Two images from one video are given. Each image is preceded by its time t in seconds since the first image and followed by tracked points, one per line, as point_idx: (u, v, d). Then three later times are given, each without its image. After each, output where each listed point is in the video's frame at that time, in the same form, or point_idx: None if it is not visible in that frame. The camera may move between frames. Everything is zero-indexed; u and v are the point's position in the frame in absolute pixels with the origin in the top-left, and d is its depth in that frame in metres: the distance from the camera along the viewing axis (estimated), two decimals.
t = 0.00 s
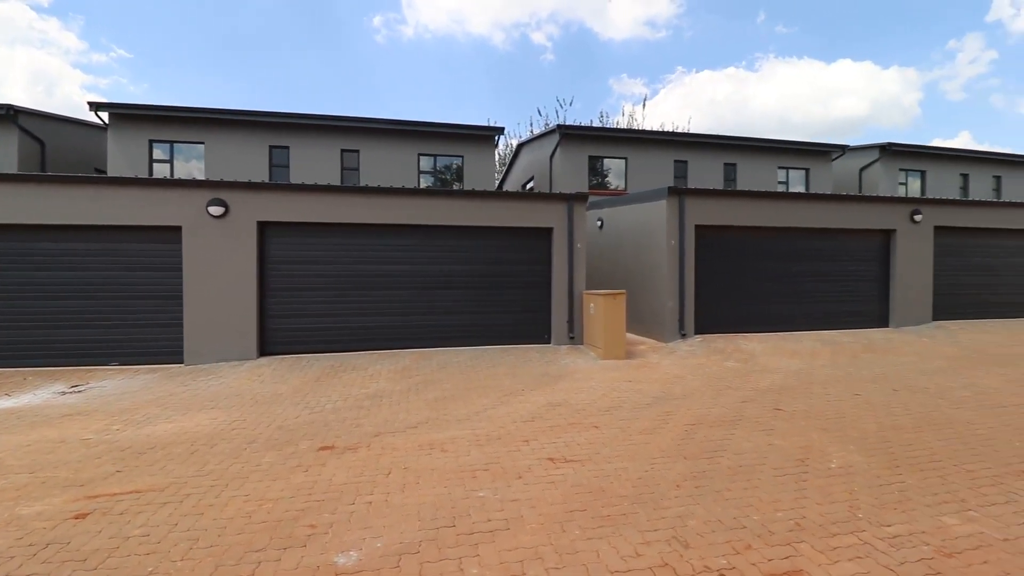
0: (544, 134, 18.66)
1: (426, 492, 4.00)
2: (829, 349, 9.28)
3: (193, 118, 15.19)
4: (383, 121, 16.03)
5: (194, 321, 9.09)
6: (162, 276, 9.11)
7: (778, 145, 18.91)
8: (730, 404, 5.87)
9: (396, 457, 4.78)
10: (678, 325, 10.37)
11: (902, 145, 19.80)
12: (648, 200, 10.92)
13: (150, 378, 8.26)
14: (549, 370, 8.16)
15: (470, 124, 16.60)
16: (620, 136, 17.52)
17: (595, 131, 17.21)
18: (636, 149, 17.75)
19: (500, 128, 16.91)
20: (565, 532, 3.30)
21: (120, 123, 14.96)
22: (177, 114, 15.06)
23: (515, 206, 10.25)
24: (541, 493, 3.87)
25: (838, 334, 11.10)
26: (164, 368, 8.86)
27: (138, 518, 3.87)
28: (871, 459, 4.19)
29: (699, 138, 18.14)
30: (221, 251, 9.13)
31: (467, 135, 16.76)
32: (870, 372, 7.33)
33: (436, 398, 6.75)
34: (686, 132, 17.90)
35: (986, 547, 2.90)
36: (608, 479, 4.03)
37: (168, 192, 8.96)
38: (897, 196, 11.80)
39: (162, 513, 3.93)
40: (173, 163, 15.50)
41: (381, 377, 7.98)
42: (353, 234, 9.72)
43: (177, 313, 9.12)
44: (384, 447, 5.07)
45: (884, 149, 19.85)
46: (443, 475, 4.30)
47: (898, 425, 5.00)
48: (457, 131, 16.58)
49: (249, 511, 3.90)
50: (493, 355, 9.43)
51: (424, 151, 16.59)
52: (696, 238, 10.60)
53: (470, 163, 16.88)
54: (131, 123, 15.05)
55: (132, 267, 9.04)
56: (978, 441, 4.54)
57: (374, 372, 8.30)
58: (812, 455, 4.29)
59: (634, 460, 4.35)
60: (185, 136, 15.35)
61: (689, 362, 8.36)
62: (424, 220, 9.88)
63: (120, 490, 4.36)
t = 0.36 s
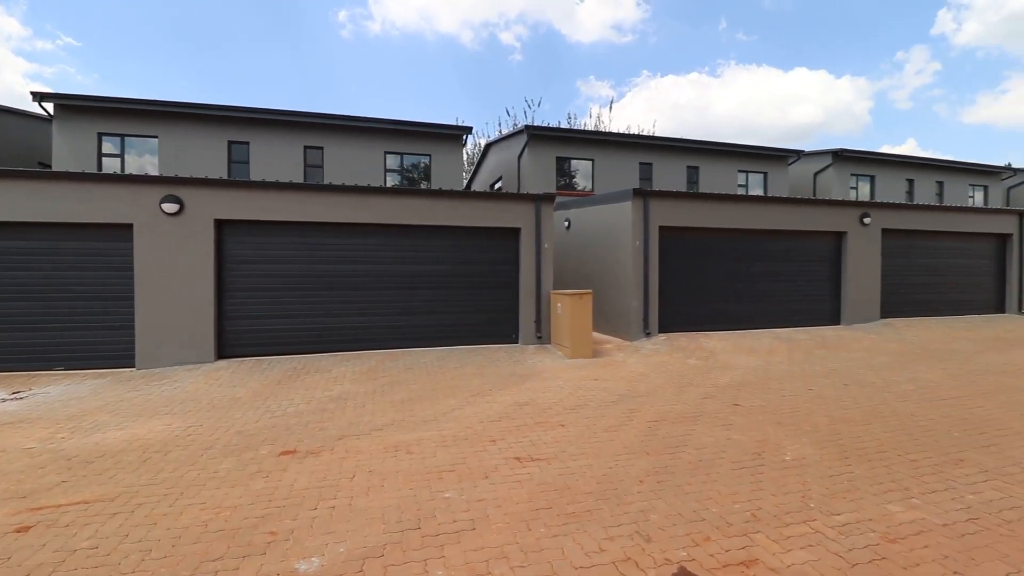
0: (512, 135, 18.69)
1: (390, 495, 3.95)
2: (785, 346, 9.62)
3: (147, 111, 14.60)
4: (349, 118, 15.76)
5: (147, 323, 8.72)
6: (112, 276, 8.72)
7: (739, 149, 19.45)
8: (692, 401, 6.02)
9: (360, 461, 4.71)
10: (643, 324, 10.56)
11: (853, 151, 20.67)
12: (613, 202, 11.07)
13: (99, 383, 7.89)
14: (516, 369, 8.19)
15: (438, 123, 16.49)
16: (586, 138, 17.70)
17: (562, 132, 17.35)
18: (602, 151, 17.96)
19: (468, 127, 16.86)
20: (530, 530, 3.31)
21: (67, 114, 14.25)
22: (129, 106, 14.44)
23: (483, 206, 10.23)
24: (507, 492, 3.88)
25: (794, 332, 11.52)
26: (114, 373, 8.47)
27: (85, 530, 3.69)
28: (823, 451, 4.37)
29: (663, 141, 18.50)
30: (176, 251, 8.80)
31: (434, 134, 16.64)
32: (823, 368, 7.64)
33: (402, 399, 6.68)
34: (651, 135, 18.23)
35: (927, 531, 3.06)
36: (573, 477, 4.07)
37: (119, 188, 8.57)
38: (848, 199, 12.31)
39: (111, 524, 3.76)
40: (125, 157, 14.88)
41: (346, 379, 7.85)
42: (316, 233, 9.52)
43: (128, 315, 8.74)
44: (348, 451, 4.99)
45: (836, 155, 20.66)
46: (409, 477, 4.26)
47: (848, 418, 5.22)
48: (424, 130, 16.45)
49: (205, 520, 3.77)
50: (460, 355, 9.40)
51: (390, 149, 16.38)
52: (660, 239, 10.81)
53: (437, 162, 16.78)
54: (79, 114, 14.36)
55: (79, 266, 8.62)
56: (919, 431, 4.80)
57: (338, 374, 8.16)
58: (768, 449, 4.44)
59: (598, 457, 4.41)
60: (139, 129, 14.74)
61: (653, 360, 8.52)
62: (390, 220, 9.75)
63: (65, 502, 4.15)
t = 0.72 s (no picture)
0: (483, 135, 18.67)
1: (358, 499, 3.90)
2: (749, 344, 9.89)
3: (102, 104, 14.03)
4: (317, 115, 15.47)
5: (101, 326, 8.37)
6: (64, 276, 8.33)
7: (705, 152, 19.89)
8: (660, 398, 6.12)
9: (327, 464, 4.63)
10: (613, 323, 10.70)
11: (812, 155, 21.37)
12: (583, 203, 11.16)
13: (50, 388, 7.53)
14: (487, 369, 8.19)
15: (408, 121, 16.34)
16: (557, 139, 17.81)
17: (534, 133, 17.41)
18: (573, 152, 18.11)
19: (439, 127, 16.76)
20: (500, 530, 3.32)
21: (14, 105, 13.58)
22: (82, 99, 13.86)
23: (454, 205, 10.19)
24: (478, 492, 3.87)
25: (757, 330, 11.86)
26: (66, 377, 8.10)
27: (34, 542, 3.52)
28: (783, 444, 4.51)
29: (633, 143, 18.76)
30: (133, 249, 8.47)
31: (405, 132, 16.49)
32: (784, 365, 7.88)
33: (371, 401, 6.60)
34: (620, 137, 18.47)
35: (879, 520, 3.19)
36: (543, 475, 4.09)
37: (71, 184, 8.20)
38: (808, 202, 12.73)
39: (62, 536, 3.59)
40: (78, 151, 14.27)
41: (313, 381, 7.71)
42: (282, 232, 9.31)
43: (81, 316, 8.37)
44: (315, 454, 4.90)
45: (797, 159, 21.33)
46: (378, 480, 4.21)
47: (807, 412, 5.41)
48: (394, 128, 16.28)
49: (165, 528, 3.64)
50: (431, 356, 9.34)
51: (359, 147, 16.15)
52: (629, 240, 10.96)
53: (408, 161, 16.63)
54: (28, 106, 13.70)
55: (28, 265, 8.21)
56: (873, 424, 5.00)
57: (305, 376, 8.01)
58: (731, 444, 4.55)
59: (568, 456, 4.45)
60: (93, 123, 14.16)
61: (622, 359, 8.63)
62: (359, 218, 9.61)
63: (12, 513, 3.94)
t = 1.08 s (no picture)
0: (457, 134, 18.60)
1: (329, 502, 3.84)
2: (717, 342, 10.10)
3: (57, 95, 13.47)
4: (286, 111, 15.17)
5: (56, 328, 8.02)
6: (15, 276, 7.96)
7: (676, 154, 20.23)
8: (631, 396, 6.21)
9: (295, 468, 4.54)
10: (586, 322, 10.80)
11: (778, 159, 21.97)
12: (557, 203, 11.22)
13: None
14: (460, 369, 8.17)
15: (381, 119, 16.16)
16: (530, 139, 17.86)
17: (507, 133, 17.43)
18: (546, 152, 18.19)
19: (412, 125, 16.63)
20: (472, 530, 3.31)
21: None
22: (36, 90, 13.27)
23: (426, 204, 10.12)
24: (450, 493, 3.86)
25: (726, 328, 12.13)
26: (18, 382, 7.75)
27: None
28: (749, 439, 4.63)
29: (605, 144, 18.96)
30: (90, 248, 8.14)
31: (377, 130, 16.31)
32: (751, 362, 8.08)
33: (342, 403, 6.50)
34: (594, 139, 18.64)
35: (839, 510, 3.31)
36: (516, 474, 4.11)
37: (23, 179, 7.83)
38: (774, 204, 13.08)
39: (13, 548, 3.43)
40: (31, 145, 13.67)
41: (281, 384, 7.56)
42: (249, 231, 9.10)
43: (34, 318, 8.02)
44: (283, 458, 4.80)
45: (763, 162, 21.89)
46: (348, 483, 4.16)
47: (772, 408, 5.56)
48: (366, 125, 16.08)
49: (124, 537, 3.52)
50: (403, 356, 9.26)
51: (330, 145, 15.90)
52: (601, 240, 11.07)
53: (380, 159, 16.45)
54: None
55: None
56: (834, 419, 5.18)
57: (273, 379, 7.84)
58: (699, 439, 4.65)
59: (540, 454, 4.47)
60: (47, 116, 13.58)
61: (595, 358, 8.72)
62: (329, 217, 9.46)
63: None
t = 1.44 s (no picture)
0: (433, 133, 18.50)
1: (300, 506, 3.78)
2: (690, 341, 10.29)
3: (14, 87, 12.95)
4: (257, 107, 14.87)
5: (12, 330, 7.70)
6: None
7: (650, 156, 20.50)
8: (606, 395, 6.27)
9: (267, 472, 4.46)
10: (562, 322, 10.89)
11: (749, 162, 22.46)
12: (533, 203, 11.26)
13: None
14: (436, 369, 8.14)
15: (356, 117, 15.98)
16: (507, 139, 17.87)
17: (484, 133, 17.42)
18: (523, 153, 18.22)
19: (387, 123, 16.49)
20: (448, 530, 3.32)
21: None
22: None
23: (402, 204, 10.05)
24: (426, 494, 3.85)
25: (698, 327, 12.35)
26: None
27: None
28: (720, 435, 4.73)
29: (581, 145, 19.09)
30: (49, 247, 7.85)
31: (352, 128, 16.12)
32: (723, 360, 8.26)
33: (315, 405, 6.41)
34: (570, 140, 18.77)
35: (805, 503, 3.41)
36: (492, 474, 4.12)
37: None
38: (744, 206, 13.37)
39: None
40: None
41: (252, 386, 7.42)
42: (219, 230, 8.91)
43: None
44: (254, 462, 4.71)
45: (735, 165, 22.35)
46: (322, 486, 4.11)
47: (741, 404, 5.70)
48: (341, 123, 15.88)
49: (86, 546, 3.40)
50: (378, 357, 9.19)
51: (303, 142, 15.64)
52: (577, 240, 11.16)
53: (354, 157, 16.25)
54: None
55: None
56: (801, 414, 5.33)
57: (244, 381, 7.69)
58: (672, 436, 4.73)
59: (516, 453, 4.49)
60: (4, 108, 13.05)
61: (571, 357, 8.78)
62: (303, 216, 9.31)
63: None
